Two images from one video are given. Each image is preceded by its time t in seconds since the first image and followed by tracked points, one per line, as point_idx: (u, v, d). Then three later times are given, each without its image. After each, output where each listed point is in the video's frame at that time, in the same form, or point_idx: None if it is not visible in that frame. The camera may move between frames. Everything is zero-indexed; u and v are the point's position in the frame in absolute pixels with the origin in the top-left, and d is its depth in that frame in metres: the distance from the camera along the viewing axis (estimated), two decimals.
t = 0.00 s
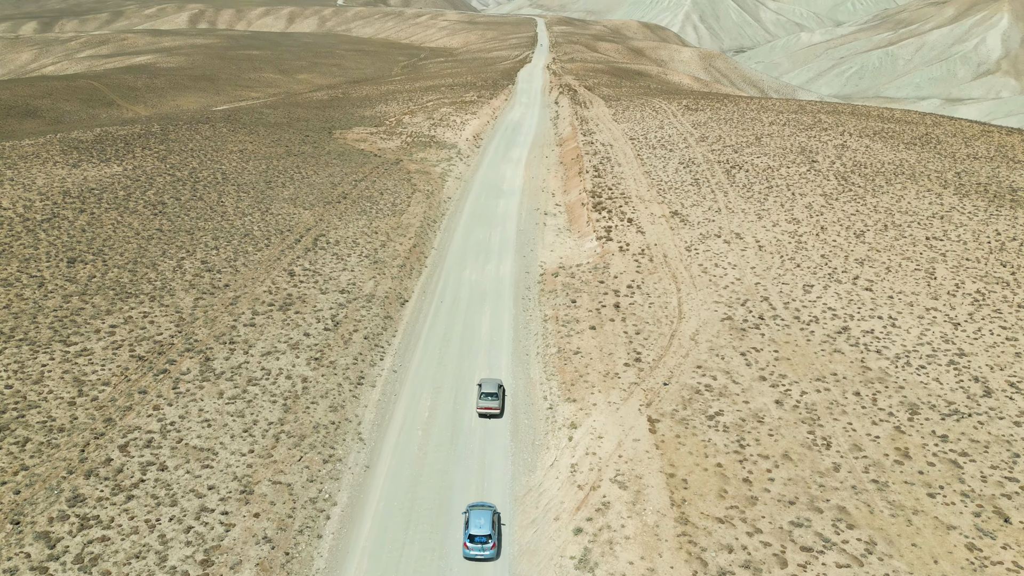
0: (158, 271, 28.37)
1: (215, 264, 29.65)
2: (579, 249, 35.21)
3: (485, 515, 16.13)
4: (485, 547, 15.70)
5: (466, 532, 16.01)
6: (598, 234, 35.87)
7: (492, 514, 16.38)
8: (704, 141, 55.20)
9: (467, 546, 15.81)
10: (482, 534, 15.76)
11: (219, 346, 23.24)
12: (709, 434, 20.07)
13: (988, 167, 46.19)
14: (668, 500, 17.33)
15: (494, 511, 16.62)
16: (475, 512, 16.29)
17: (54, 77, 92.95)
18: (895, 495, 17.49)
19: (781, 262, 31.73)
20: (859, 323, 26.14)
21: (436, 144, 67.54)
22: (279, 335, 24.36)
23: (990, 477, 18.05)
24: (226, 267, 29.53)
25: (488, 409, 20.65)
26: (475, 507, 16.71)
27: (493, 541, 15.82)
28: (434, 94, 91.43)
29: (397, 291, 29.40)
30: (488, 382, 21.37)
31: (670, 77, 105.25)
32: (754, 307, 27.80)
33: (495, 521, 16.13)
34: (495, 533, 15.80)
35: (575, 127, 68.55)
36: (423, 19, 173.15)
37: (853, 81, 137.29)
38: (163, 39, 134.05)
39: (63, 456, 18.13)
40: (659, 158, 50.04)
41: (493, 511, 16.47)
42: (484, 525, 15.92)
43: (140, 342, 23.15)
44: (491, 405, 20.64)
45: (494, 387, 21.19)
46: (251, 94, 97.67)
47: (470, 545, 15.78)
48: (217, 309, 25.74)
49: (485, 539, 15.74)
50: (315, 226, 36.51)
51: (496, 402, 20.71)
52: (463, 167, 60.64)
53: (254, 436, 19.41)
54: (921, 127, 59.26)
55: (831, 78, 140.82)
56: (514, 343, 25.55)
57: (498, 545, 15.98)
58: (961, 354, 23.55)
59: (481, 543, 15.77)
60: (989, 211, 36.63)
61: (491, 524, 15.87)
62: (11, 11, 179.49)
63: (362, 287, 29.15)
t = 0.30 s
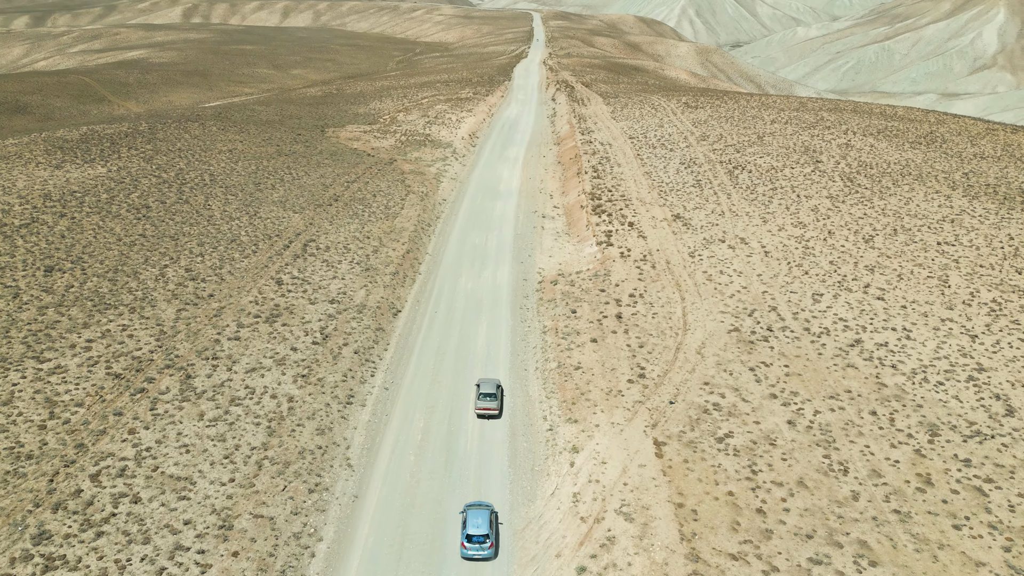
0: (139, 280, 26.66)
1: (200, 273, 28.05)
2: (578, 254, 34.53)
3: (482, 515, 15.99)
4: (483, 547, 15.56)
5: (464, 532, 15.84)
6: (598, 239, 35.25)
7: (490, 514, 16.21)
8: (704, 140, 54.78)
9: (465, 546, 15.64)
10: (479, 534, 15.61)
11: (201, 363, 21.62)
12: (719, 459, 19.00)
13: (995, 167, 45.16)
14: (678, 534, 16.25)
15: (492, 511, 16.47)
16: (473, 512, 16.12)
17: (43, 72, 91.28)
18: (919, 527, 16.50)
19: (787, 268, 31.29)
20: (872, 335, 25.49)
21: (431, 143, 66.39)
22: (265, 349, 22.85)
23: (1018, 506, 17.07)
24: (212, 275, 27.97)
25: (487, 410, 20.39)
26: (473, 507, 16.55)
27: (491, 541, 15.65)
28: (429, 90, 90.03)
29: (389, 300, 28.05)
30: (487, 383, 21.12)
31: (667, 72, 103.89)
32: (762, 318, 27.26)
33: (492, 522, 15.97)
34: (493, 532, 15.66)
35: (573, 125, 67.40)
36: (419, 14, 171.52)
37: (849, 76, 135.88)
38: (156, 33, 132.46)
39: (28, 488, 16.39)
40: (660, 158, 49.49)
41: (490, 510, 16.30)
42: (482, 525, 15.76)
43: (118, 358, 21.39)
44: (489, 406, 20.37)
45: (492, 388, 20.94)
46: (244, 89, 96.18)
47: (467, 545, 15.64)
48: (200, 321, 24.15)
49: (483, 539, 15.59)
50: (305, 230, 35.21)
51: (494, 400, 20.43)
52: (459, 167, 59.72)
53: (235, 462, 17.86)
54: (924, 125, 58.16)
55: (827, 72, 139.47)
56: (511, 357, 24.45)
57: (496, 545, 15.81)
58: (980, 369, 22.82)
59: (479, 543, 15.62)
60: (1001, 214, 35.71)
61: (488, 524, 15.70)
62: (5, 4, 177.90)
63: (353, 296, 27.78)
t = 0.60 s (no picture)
0: (128, 288, 25.26)
1: (192, 280, 26.80)
2: (585, 261, 34.37)
3: (484, 514, 15.85)
4: (485, 546, 15.40)
5: (465, 531, 15.71)
6: (605, 245, 35.31)
7: (492, 512, 16.07)
8: (714, 140, 55.61)
9: (466, 545, 15.49)
10: (481, 533, 15.44)
11: (190, 379, 20.18)
12: (736, 488, 18.11)
13: (1016, 168, 43.98)
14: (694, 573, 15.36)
15: (493, 509, 16.30)
16: (474, 511, 15.99)
17: (44, 66, 90.30)
18: (951, 568, 15.80)
19: (804, 276, 31.61)
20: (896, 351, 25.41)
21: (434, 141, 65.71)
22: (256, 364, 21.53)
23: None
24: (205, 283, 26.75)
25: (490, 410, 20.21)
26: (474, 505, 16.42)
27: (493, 540, 15.51)
28: (433, 85, 88.82)
29: (387, 310, 26.89)
30: (490, 382, 20.97)
31: (674, 66, 102.36)
32: (778, 331, 26.98)
33: (494, 520, 15.83)
34: (495, 532, 15.49)
35: (579, 122, 66.19)
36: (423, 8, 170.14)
37: (857, 71, 133.43)
38: (160, 26, 131.60)
39: None
40: (673, 167, 49.74)
41: (492, 509, 16.17)
42: (483, 524, 15.64)
43: (101, 373, 19.81)
44: (493, 405, 20.19)
45: (496, 387, 20.77)
46: (248, 83, 95.12)
47: (468, 544, 15.49)
48: (190, 333, 22.79)
49: (485, 538, 15.43)
50: (303, 234, 34.17)
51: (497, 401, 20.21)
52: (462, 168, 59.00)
53: (222, 490, 16.33)
54: (940, 124, 56.72)
55: (835, 67, 137.39)
56: (514, 373, 23.35)
57: (497, 544, 15.66)
58: (1010, 388, 22.83)
59: (480, 542, 15.45)
60: None
61: (490, 523, 15.55)
62: None
63: (350, 305, 26.61)
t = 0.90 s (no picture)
0: (136, 292, 24.82)
1: (201, 284, 26.29)
2: (607, 269, 33.72)
3: (493, 512, 15.85)
4: (494, 543, 15.43)
5: (475, 528, 15.75)
6: (629, 252, 34.76)
7: (502, 510, 16.08)
8: (744, 139, 55.14)
9: (476, 541, 15.52)
10: (490, 530, 15.47)
11: (192, 391, 19.46)
12: (766, 527, 16.86)
13: None
14: None
15: (503, 507, 16.30)
16: (484, 507, 16.01)
17: (76, 58, 91.64)
18: None
19: (839, 289, 30.86)
20: (938, 373, 24.03)
21: (456, 139, 65.84)
22: (261, 376, 20.74)
23: None
24: (215, 287, 26.21)
25: (505, 409, 20.24)
26: (484, 502, 16.41)
27: (503, 537, 15.53)
28: (457, 80, 87.92)
29: (400, 319, 25.99)
30: (506, 381, 20.90)
31: (703, 62, 99.95)
32: (811, 350, 25.75)
33: (503, 518, 15.83)
34: (505, 530, 15.50)
35: (604, 122, 64.91)
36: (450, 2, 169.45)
37: (890, 67, 129.27)
38: (191, 18, 133.19)
39: None
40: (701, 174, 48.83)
41: (501, 506, 16.17)
42: (493, 521, 15.63)
43: (102, 384, 19.21)
44: (508, 404, 20.18)
45: (511, 386, 20.69)
46: (273, 76, 95.30)
47: (478, 541, 15.52)
48: (196, 341, 22.17)
49: (494, 535, 15.47)
50: (316, 237, 33.67)
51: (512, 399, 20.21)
52: (482, 169, 58.37)
53: (217, 515, 15.53)
54: (982, 125, 54.18)
55: (868, 62, 133.17)
56: (530, 390, 22.37)
57: (507, 542, 15.68)
58: None
59: (490, 539, 15.49)
60: None
61: (500, 521, 15.54)
62: None
63: (361, 313, 25.75)
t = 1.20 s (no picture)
0: (142, 298, 24.38)
1: (209, 290, 25.78)
2: (628, 279, 32.80)
3: (499, 510, 15.86)
4: (499, 542, 15.44)
5: (480, 526, 15.77)
6: (652, 263, 33.71)
7: (508, 508, 16.07)
8: (776, 144, 55.41)
9: (481, 540, 15.53)
10: (496, 529, 15.46)
11: (190, 405, 18.79)
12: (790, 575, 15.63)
13: None
14: None
15: (509, 505, 16.31)
16: (490, 505, 16.03)
17: (110, 53, 93.03)
18: None
19: (874, 307, 29.51)
20: (981, 402, 22.48)
21: (479, 139, 65.38)
22: (262, 390, 19.98)
23: None
24: (223, 292, 25.72)
25: (519, 410, 20.31)
26: (490, 499, 16.43)
27: (508, 536, 15.53)
28: (483, 77, 87.13)
29: (409, 330, 25.09)
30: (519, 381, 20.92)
31: (735, 59, 97.83)
32: (842, 373, 24.28)
33: (509, 516, 15.83)
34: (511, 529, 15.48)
35: (631, 122, 64.55)
36: None
37: (928, 66, 124.93)
38: (223, 13, 135.19)
39: None
40: (730, 180, 49.55)
41: (507, 504, 16.16)
42: (498, 519, 15.64)
43: (99, 396, 18.67)
44: (521, 405, 20.21)
45: (524, 386, 20.71)
46: (301, 70, 95.65)
47: (483, 539, 15.53)
48: (198, 351, 21.56)
49: (499, 533, 15.46)
50: (329, 241, 33.12)
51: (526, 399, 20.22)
52: (503, 172, 57.51)
53: (206, 544, 14.79)
54: None
55: (905, 61, 128.99)
56: (543, 409, 21.34)
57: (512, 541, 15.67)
58: None
59: (495, 537, 15.50)
60: None
61: (506, 519, 15.53)
62: None
63: (370, 323, 24.91)
